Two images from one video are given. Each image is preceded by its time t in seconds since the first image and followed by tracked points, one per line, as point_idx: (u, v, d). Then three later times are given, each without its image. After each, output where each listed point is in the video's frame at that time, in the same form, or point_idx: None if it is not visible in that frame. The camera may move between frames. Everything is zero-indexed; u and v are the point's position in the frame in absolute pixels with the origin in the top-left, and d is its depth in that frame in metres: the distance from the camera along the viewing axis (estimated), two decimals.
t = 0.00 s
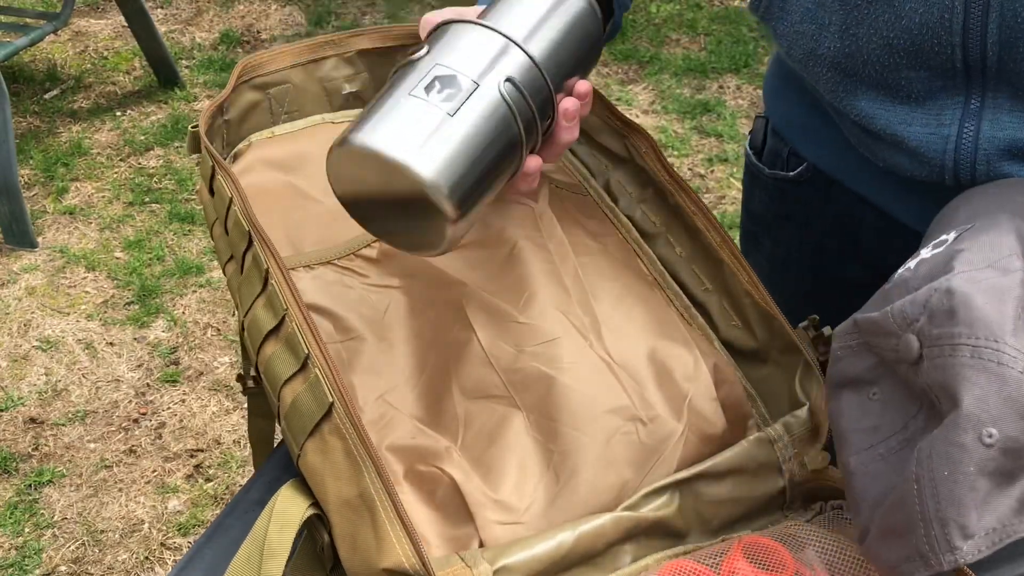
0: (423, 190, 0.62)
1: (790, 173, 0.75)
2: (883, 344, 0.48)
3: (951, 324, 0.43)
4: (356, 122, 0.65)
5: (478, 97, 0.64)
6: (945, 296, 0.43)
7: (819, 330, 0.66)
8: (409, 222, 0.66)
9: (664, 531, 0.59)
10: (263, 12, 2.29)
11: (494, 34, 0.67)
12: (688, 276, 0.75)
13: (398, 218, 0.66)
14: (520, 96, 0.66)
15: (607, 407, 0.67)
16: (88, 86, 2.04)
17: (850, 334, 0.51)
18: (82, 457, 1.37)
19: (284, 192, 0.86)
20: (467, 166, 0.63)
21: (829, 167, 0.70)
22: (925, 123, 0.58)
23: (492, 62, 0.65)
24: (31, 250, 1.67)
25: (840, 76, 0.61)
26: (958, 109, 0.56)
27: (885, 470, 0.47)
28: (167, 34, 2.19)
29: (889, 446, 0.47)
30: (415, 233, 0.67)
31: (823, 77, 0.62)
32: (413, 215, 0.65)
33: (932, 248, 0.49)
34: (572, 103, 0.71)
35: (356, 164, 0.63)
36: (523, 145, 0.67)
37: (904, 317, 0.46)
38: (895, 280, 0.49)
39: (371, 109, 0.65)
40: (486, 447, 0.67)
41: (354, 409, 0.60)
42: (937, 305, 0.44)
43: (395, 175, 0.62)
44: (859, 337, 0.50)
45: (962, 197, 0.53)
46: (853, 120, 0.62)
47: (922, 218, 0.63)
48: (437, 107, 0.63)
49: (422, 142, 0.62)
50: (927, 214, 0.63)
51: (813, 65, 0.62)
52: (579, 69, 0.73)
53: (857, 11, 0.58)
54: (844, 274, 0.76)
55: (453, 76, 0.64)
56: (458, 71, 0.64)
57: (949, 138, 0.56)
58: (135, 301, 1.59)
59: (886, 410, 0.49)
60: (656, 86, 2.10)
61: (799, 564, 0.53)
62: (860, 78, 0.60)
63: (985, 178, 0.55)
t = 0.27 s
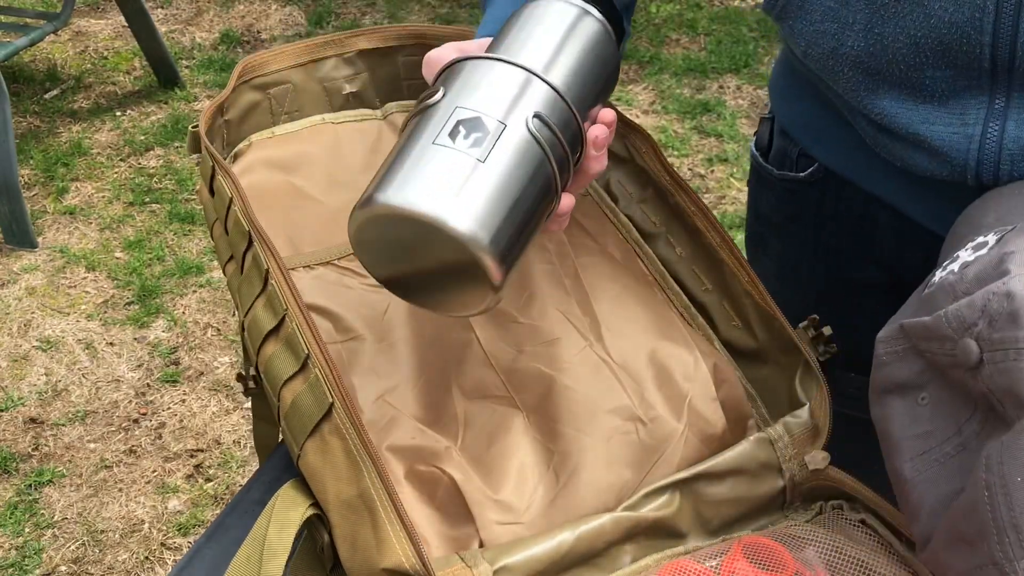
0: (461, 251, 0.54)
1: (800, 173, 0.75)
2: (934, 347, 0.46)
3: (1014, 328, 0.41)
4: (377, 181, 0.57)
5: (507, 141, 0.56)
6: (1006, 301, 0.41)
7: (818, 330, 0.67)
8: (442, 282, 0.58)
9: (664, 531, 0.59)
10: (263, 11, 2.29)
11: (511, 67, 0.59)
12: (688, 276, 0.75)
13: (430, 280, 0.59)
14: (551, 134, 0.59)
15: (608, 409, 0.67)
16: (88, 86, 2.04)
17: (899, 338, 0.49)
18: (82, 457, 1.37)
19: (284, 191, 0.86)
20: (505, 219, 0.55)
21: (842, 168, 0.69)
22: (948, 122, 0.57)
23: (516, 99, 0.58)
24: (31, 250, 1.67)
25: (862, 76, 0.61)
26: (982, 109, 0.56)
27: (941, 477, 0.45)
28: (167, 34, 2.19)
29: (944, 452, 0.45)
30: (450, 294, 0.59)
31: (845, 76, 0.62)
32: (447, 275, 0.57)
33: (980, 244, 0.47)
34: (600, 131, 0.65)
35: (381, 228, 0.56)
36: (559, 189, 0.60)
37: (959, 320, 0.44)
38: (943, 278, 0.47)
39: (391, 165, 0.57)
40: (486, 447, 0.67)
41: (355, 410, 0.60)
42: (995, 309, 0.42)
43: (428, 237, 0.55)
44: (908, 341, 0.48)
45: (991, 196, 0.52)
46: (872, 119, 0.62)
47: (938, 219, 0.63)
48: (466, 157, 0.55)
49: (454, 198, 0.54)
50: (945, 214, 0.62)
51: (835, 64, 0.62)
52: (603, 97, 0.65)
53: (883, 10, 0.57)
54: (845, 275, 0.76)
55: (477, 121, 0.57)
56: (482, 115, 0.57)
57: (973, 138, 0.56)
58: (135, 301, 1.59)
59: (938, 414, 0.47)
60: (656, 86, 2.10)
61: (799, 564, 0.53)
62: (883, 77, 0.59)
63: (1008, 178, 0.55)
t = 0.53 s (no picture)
0: (486, 266, 0.54)
1: (805, 173, 0.74)
2: (963, 352, 0.45)
3: None
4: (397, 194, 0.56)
5: (528, 152, 0.55)
6: None
7: (818, 331, 0.67)
8: (464, 296, 0.57)
9: (665, 532, 0.59)
10: (263, 11, 2.28)
11: (528, 74, 0.58)
12: (688, 276, 0.75)
13: (452, 293, 0.58)
14: (570, 142, 0.58)
15: (608, 409, 0.67)
16: (88, 86, 2.04)
17: (926, 341, 0.48)
18: (82, 457, 1.37)
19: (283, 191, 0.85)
20: (528, 232, 0.54)
21: (849, 166, 0.69)
22: (960, 120, 0.57)
23: (534, 108, 0.57)
24: (31, 250, 1.67)
25: (873, 73, 0.60)
26: (994, 107, 0.56)
27: (977, 482, 0.45)
28: (167, 34, 2.19)
29: (979, 456, 0.45)
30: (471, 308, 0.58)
31: (856, 73, 0.61)
32: (469, 290, 0.56)
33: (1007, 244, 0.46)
34: (619, 134, 0.64)
35: (403, 244, 0.55)
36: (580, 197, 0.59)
37: (993, 326, 0.43)
38: (969, 279, 0.46)
39: (410, 177, 0.56)
40: (486, 447, 0.66)
41: (354, 410, 0.60)
42: None
43: (452, 253, 0.53)
44: (934, 344, 0.47)
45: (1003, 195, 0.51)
46: (881, 116, 0.62)
47: (945, 218, 0.63)
48: (488, 170, 0.54)
49: (478, 213, 0.53)
50: (953, 213, 0.63)
51: (845, 62, 0.61)
52: (619, 101, 0.64)
53: (897, 6, 0.57)
54: (845, 274, 0.76)
55: (497, 132, 0.55)
56: (502, 127, 0.55)
57: (985, 135, 0.56)
58: (135, 301, 1.59)
59: (969, 417, 0.46)
60: (656, 86, 2.10)
61: (800, 564, 0.53)
62: (894, 75, 0.59)
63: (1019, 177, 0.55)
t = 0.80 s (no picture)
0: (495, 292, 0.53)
1: (807, 170, 0.74)
2: (940, 393, 0.50)
3: (987, 380, 0.45)
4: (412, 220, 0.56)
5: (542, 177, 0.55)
6: (978, 354, 0.45)
7: (818, 330, 0.67)
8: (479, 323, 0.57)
9: (665, 532, 0.59)
10: (263, 11, 2.28)
11: (541, 93, 0.58)
12: (688, 276, 0.75)
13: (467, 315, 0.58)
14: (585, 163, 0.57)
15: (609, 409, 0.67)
16: (87, 86, 2.03)
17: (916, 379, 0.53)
18: (81, 457, 1.37)
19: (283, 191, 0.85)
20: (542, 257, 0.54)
21: (852, 163, 0.69)
22: (963, 117, 0.57)
23: (547, 129, 0.56)
24: (30, 250, 1.67)
25: (875, 70, 0.60)
26: (997, 105, 0.56)
27: (970, 512, 0.50)
28: (167, 34, 2.19)
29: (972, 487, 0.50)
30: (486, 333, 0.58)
31: (860, 70, 0.61)
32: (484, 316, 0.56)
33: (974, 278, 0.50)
34: (633, 157, 0.67)
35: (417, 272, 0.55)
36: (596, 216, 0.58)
37: (949, 368, 0.48)
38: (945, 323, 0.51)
39: (427, 201, 0.56)
40: (486, 448, 0.66)
41: (354, 410, 0.60)
42: (970, 363, 0.46)
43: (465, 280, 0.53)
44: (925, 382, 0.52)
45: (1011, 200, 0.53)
46: (883, 113, 0.62)
47: (946, 215, 0.63)
48: (501, 197, 0.54)
49: (489, 239, 0.53)
50: (954, 211, 0.63)
51: (848, 58, 0.61)
52: (636, 113, 0.63)
53: (901, 3, 0.57)
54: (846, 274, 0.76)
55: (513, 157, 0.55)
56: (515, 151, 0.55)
57: (986, 133, 0.56)
58: (135, 301, 1.59)
59: (963, 450, 0.51)
60: (656, 86, 2.09)
61: (800, 564, 0.53)
62: (898, 71, 0.59)
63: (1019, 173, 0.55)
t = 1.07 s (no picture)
0: (594, 231, 0.50)
1: (807, 167, 0.74)
2: (924, 418, 0.46)
3: (970, 385, 0.41)
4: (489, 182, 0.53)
5: (624, 123, 0.52)
6: (956, 360, 0.42)
7: (818, 330, 0.67)
8: (564, 287, 0.53)
9: (665, 532, 0.59)
10: (263, 11, 2.28)
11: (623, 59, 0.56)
12: (688, 275, 0.75)
13: (558, 280, 0.53)
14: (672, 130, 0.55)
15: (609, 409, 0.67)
16: (87, 86, 2.03)
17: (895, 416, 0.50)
18: (81, 457, 1.37)
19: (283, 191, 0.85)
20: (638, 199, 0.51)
21: (851, 160, 0.69)
22: (960, 114, 0.57)
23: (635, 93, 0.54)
24: (30, 250, 1.67)
25: (873, 66, 0.61)
26: (994, 101, 0.56)
27: (987, 534, 0.45)
28: (167, 34, 2.19)
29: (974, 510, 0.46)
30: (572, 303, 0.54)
31: (858, 67, 0.62)
32: (576, 272, 0.52)
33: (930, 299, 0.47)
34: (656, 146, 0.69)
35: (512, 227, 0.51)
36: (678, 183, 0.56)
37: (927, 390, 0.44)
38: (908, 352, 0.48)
39: (505, 163, 0.53)
40: (486, 447, 0.66)
41: (354, 410, 0.60)
42: (950, 377, 0.43)
43: (563, 229, 0.50)
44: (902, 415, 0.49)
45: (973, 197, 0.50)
46: (881, 110, 0.62)
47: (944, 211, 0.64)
48: (592, 140, 0.51)
49: (584, 181, 0.50)
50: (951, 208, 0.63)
51: (846, 55, 0.62)
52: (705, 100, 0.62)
53: None
54: (845, 274, 0.76)
55: (594, 107, 0.53)
56: (596, 101, 0.53)
57: (983, 129, 0.56)
58: (135, 301, 1.59)
59: (962, 473, 0.47)
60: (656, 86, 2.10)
61: (800, 564, 0.53)
62: (894, 68, 0.60)
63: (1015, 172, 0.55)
